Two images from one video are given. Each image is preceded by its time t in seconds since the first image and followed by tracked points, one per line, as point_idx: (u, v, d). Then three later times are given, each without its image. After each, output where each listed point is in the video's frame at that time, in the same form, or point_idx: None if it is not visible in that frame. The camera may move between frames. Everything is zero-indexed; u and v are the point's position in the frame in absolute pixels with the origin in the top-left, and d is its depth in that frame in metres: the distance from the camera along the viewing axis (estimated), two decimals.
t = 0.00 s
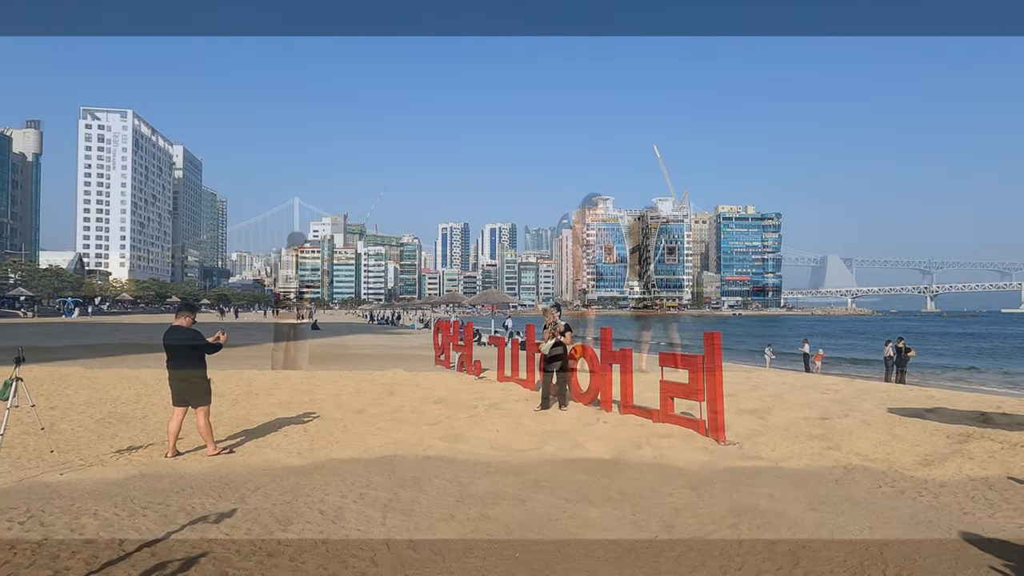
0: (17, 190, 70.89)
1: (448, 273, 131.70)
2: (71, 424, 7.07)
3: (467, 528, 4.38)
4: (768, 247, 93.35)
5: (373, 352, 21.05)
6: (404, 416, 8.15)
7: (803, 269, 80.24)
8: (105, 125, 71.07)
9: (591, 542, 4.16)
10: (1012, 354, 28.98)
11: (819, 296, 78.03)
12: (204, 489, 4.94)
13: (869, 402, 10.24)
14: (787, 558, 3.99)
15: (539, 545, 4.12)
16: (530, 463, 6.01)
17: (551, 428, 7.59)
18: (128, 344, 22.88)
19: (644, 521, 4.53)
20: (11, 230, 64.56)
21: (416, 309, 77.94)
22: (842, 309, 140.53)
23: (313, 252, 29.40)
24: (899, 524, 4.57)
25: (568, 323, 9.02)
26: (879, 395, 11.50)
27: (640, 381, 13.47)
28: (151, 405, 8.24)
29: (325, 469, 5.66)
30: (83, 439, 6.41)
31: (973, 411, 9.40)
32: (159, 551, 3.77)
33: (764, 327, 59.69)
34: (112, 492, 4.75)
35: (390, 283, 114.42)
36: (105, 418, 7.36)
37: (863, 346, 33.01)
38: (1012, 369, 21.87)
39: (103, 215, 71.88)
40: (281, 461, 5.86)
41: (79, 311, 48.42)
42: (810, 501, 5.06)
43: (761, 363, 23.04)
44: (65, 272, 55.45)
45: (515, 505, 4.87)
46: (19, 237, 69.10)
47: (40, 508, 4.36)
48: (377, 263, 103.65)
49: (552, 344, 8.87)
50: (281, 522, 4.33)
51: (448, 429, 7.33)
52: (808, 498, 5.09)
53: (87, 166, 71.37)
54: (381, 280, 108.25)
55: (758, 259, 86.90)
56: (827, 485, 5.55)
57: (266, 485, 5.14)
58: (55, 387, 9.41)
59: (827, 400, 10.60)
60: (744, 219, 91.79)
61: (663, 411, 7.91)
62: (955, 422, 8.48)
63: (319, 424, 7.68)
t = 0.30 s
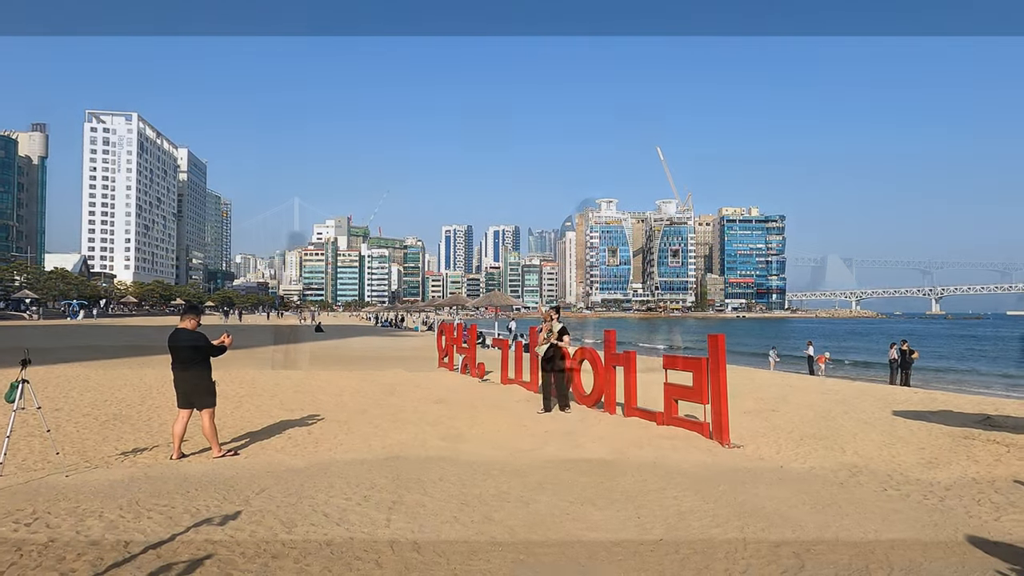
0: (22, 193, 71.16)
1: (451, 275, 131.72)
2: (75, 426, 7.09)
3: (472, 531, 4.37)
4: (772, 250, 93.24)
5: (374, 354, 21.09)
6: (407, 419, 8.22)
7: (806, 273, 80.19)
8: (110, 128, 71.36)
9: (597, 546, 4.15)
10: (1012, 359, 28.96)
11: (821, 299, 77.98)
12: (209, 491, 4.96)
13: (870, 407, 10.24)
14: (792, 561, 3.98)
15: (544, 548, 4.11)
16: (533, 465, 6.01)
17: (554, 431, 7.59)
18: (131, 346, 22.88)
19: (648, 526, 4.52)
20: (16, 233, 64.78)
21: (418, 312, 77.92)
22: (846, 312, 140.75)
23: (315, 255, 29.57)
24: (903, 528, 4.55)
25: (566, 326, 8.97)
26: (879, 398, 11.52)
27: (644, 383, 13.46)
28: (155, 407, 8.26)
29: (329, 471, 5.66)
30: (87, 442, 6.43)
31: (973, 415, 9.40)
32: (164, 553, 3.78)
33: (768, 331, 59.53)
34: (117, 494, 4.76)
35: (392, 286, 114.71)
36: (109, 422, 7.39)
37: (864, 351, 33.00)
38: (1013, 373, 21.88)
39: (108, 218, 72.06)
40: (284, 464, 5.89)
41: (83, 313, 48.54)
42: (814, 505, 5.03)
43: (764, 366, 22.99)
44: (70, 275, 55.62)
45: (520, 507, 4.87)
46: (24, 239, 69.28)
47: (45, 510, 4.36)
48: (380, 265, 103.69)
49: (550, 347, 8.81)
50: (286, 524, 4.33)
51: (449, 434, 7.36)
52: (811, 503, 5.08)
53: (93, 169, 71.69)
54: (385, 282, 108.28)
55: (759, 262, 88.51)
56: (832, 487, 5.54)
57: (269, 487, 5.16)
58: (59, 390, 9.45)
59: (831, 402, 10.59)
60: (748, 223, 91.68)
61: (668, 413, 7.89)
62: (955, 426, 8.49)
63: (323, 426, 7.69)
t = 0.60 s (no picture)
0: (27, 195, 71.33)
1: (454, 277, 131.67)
2: (80, 428, 7.11)
3: (475, 533, 4.37)
4: (776, 252, 93.10)
5: (376, 355, 21.09)
6: (410, 420, 8.23)
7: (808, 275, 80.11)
8: (115, 131, 71.52)
9: (600, 548, 4.15)
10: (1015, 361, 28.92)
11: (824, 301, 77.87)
12: (214, 493, 4.97)
13: (874, 408, 10.22)
14: (796, 563, 3.97)
15: (548, 550, 4.11)
16: (537, 467, 6.01)
17: (558, 433, 7.58)
18: (134, 348, 22.95)
19: (653, 528, 4.52)
20: (21, 235, 64.95)
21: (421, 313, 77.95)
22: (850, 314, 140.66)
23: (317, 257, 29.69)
24: (906, 530, 4.55)
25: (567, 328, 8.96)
26: (882, 400, 11.51)
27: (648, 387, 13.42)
28: (159, 409, 8.27)
29: (333, 473, 5.67)
30: (92, 444, 6.45)
31: (977, 417, 9.39)
32: (168, 555, 3.78)
33: (771, 334, 59.44)
34: (122, 496, 4.77)
35: (395, 288, 114.84)
36: (114, 423, 7.41)
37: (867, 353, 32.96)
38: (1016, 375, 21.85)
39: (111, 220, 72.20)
40: (288, 465, 5.90)
41: (87, 314, 48.60)
42: (817, 507, 5.03)
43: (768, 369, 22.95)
44: (74, 276, 55.68)
45: (523, 509, 4.87)
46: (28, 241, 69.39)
47: (50, 511, 4.37)
48: (383, 267, 103.69)
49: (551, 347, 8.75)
50: (290, 526, 4.33)
51: (453, 436, 7.37)
52: (815, 505, 5.07)
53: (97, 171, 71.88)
54: (388, 284, 108.30)
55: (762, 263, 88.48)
56: (836, 490, 5.53)
57: (273, 488, 5.17)
58: (63, 392, 9.47)
59: (835, 404, 10.56)
60: (751, 224, 91.52)
61: (671, 415, 7.87)
62: (959, 429, 8.47)
63: (326, 428, 7.70)
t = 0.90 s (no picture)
0: (29, 198, 71.45)
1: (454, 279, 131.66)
2: (82, 430, 7.10)
3: (476, 535, 4.36)
4: (777, 254, 93.12)
5: (378, 358, 21.09)
6: (412, 422, 8.23)
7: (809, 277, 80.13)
8: (117, 133, 71.61)
9: (601, 552, 4.14)
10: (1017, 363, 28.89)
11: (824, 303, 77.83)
12: (214, 495, 4.96)
13: (877, 411, 10.17)
14: (798, 565, 3.96)
15: (550, 551, 4.11)
16: (538, 469, 6.00)
17: (559, 435, 7.57)
18: (137, 350, 22.96)
19: (655, 531, 4.50)
20: (22, 237, 65.03)
21: (422, 315, 77.98)
22: (852, 316, 140.73)
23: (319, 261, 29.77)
24: (909, 533, 4.53)
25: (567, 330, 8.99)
26: (885, 401, 11.49)
27: (650, 389, 13.40)
28: (160, 411, 8.27)
29: (334, 475, 5.67)
30: (92, 445, 6.44)
31: (980, 420, 9.35)
32: (170, 556, 3.78)
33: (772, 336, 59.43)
34: (124, 498, 4.77)
35: (396, 290, 114.95)
36: (115, 426, 7.40)
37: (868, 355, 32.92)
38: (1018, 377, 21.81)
39: (113, 222, 72.28)
40: (289, 467, 5.91)
41: (89, 316, 48.61)
42: (821, 510, 5.00)
43: (768, 371, 22.96)
44: (76, 278, 55.75)
45: (525, 511, 4.86)
46: (30, 243, 69.46)
47: (52, 513, 4.38)
48: (384, 269, 103.77)
49: (551, 348, 8.72)
50: (291, 527, 4.33)
51: (454, 438, 7.37)
52: (818, 507, 5.05)
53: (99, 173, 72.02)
54: (389, 286, 108.30)
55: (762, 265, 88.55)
56: (839, 492, 5.52)
57: (274, 490, 5.16)
58: (65, 393, 9.47)
59: (836, 406, 10.55)
60: (752, 226, 91.55)
61: (672, 417, 7.86)
62: (963, 431, 8.44)
63: (328, 430, 7.70)
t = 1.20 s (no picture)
0: (27, 199, 71.36)
1: (453, 280, 131.57)
2: (79, 432, 7.09)
3: (476, 536, 4.36)
4: (775, 255, 93.24)
5: (376, 359, 21.08)
6: (411, 424, 8.23)
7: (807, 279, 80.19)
8: (115, 135, 71.52)
9: (600, 553, 4.13)
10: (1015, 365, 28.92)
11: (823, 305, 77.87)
12: (213, 497, 4.95)
13: (876, 412, 10.17)
14: (797, 567, 3.96)
15: (549, 553, 4.10)
16: (537, 471, 6.00)
17: (557, 436, 7.57)
18: (135, 352, 22.92)
19: (654, 532, 4.50)
20: (20, 239, 64.92)
21: (421, 317, 78.02)
22: (850, 317, 141.11)
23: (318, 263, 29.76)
24: (907, 534, 4.53)
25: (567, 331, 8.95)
26: (883, 402, 11.51)
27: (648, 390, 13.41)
28: (159, 412, 8.27)
29: (333, 476, 5.66)
30: (90, 447, 6.43)
31: (979, 421, 9.36)
32: (168, 559, 3.77)
33: (770, 337, 59.53)
34: (122, 499, 4.77)
35: (394, 292, 114.84)
36: (113, 427, 7.39)
37: (867, 357, 32.95)
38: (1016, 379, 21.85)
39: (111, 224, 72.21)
40: (288, 469, 5.90)
41: (87, 318, 48.54)
42: (820, 511, 5.00)
43: (766, 372, 22.98)
44: (74, 280, 55.64)
45: (524, 513, 4.86)
46: (28, 244, 69.43)
47: (50, 515, 4.37)
48: (383, 270, 103.79)
49: (551, 349, 8.69)
50: (290, 529, 4.32)
51: (453, 439, 7.37)
52: (817, 508, 5.05)
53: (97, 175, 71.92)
54: (387, 288, 108.19)
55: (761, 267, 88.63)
56: (837, 493, 5.52)
57: (273, 491, 5.16)
58: (63, 395, 9.45)
59: (834, 408, 10.55)
60: (750, 228, 91.65)
61: (671, 419, 7.87)
62: (961, 432, 8.46)
63: (326, 431, 7.70)
